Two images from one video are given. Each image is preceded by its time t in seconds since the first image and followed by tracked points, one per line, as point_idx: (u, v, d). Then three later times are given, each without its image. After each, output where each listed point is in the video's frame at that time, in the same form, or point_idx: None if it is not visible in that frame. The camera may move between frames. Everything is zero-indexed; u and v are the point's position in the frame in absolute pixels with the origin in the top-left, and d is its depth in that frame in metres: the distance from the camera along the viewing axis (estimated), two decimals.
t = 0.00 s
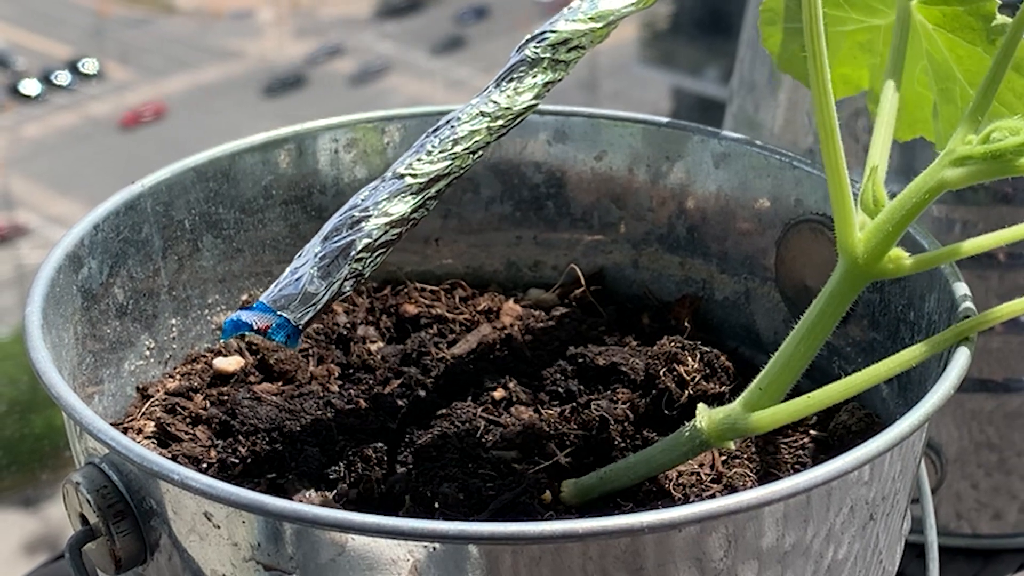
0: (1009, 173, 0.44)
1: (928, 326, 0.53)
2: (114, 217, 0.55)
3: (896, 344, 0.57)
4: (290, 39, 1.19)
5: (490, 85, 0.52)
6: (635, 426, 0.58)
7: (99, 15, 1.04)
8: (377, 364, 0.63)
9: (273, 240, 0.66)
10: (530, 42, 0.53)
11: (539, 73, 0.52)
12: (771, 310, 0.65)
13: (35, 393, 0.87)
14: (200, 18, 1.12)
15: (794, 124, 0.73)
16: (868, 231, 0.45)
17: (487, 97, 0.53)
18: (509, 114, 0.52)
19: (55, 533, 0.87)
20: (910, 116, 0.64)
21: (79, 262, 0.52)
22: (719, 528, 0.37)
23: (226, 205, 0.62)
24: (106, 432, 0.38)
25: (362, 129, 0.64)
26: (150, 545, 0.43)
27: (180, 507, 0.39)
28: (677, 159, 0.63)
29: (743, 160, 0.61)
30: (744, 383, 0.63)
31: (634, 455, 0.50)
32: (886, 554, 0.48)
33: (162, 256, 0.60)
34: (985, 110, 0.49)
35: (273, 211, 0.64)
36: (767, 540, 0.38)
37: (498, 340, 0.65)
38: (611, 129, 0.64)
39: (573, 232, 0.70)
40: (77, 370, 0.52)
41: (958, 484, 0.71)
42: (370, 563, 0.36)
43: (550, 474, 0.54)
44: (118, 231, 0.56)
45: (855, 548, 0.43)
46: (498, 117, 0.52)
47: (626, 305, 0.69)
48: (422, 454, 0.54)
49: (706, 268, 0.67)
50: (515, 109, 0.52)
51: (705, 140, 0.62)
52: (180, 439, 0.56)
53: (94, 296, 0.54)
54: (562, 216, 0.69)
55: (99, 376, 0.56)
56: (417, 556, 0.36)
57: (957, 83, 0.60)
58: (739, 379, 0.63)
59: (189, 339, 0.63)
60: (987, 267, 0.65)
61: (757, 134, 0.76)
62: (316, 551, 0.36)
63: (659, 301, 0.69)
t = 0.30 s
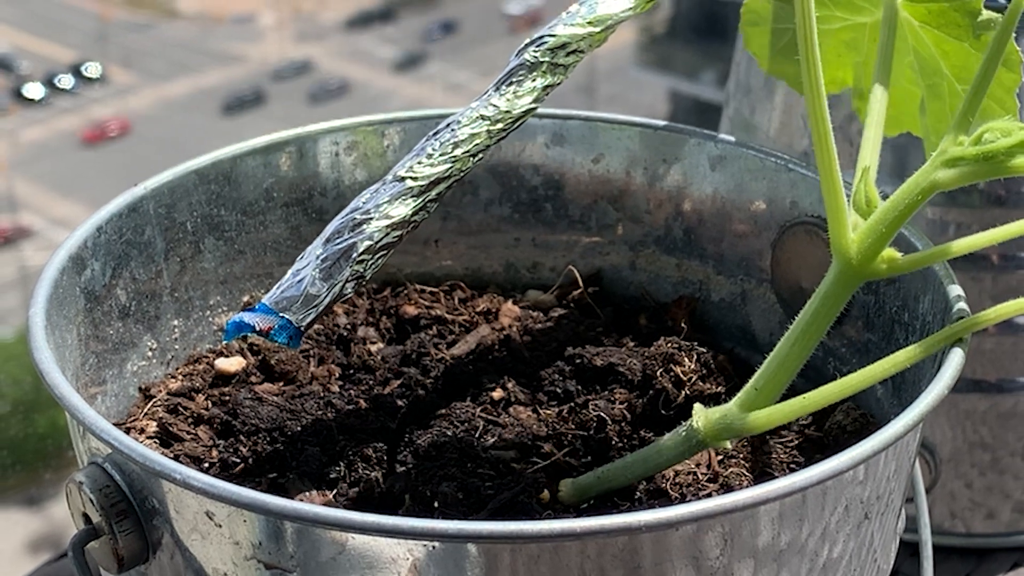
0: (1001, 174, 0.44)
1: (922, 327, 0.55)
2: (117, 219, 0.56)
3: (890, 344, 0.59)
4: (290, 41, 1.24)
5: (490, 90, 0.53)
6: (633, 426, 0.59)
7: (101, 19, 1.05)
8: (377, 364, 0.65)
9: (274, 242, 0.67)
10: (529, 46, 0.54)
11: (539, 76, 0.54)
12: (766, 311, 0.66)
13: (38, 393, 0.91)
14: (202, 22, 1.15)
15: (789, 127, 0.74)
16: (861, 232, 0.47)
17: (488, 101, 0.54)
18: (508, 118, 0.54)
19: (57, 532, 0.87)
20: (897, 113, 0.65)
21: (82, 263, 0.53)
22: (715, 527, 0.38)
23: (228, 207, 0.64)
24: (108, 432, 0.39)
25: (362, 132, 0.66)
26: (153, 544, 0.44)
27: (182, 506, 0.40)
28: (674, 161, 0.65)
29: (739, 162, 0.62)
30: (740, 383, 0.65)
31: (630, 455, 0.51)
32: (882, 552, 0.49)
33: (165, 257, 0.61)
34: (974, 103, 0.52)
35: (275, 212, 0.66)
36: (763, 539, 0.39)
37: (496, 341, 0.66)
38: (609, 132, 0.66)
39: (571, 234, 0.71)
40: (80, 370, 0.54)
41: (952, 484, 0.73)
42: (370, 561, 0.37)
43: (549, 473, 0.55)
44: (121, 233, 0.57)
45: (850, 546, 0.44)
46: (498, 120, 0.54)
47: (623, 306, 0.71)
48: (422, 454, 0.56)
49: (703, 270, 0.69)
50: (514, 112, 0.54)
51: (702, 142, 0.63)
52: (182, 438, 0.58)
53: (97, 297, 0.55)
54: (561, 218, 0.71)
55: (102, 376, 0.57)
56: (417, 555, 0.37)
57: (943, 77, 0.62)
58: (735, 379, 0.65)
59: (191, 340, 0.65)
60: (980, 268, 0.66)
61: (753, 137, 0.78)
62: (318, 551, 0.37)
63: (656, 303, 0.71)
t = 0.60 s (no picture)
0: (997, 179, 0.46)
1: (917, 327, 0.56)
2: (120, 221, 0.58)
3: (885, 344, 0.61)
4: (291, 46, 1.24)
5: (489, 94, 0.55)
6: (630, 426, 0.60)
7: (105, 24, 1.08)
8: (377, 364, 0.66)
9: (275, 244, 0.69)
10: (527, 50, 0.56)
11: (537, 80, 0.56)
12: (762, 312, 0.68)
13: (43, 391, 0.92)
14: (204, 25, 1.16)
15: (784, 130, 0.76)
16: (858, 235, 0.48)
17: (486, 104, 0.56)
18: (507, 121, 0.56)
19: (61, 530, 0.87)
20: (895, 118, 0.67)
21: (85, 265, 0.54)
22: (711, 526, 0.39)
23: (230, 209, 0.65)
24: (111, 432, 0.40)
25: (362, 134, 0.68)
26: (155, 541, 0.45)
27: (184, 505, 0.42)
28: (671, 164, 0.67)
29: (735, 165, 0.64)
30: (735, 383, 0.66)
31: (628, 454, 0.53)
32: (876, 550, 0.51)
33: (167, 258, 0.63)
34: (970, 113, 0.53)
35: (276, 214, 0.68)
36: (759, 537, 0.41)
37: (495, 341, 0.68)
38: (606, 134, 0.68)
39: (569, 235, 0.73)
40: (84, 370, 0.55)
41: (946, 483, 0.74)
42: (371, 559, 0.39)
43: (547, 472, 0.57)
44: (124, 235, 0.59)
45: (845, 544, 0.46)
46: (497, 123, 0.55)
47: (620, 307, 0.73)
48: (422, 452, 0.57)
49: (700, 271, 0.70)
50: (513, 116, 0.56)
51: (698, 145, 0.65)
52: (184, 438, 0.59)
53: (100, 298, 0.57)
54: (559, 219, 0.73)
55: (105, 376, 0.58)
56: (417, 553, 0.38)
57: (941, 85, 0.63)
58: (732, 379, 0.67)
59: (193, 340, 0.67)
60: (974, 270, 0.68)
61: (750, 139, 0.80)
62: (318, 548, 0.39)
63: (654, 303, 0.72)
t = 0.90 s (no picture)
0: (988, 182, 0.47)
1: (910, 329, 0.58)
2: (123, 222, 0.60)
3: (879, 344, 0.62)
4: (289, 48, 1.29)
5: (489, 97, 0.57)
6: (628, 425, 0.62)
7: (107, 26, 1.10)
8: (377, 365, 0.68)
9: (277, 245, 0.71)
10: (526, 54, 0.58)
11: (537, 83, 0.57)
12: (758, 313, 0.70)
13: (46, 391, 0.92)
14: (207, 29, 1.22)
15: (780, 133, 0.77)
16: (854, 237, 0.49)
17: (486, 107, 0.58)
18: (506, 124, 0.57)
19: (65, 528, 0.86)
20: (894, 132, 0.68)
21: (89, 265, 0.56)
22: (709, 523, 0.40)
23: (232, 211, 0.67)
24: (115, 431, 0.41)
25: (362, 137, 0.69)
26: (158, 539, 0.47)
27: (187, 503, 0.43)
28: (668, 166, 0.69)
29: (731, 167, 0.66)
30: (732, 383, 0.68)
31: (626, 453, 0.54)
32: (869, 548, 0.53)
33: (170, 259, 0.65)
34: (969, 112, 0.55)
35: (277, 216, 0.69)
36: (756, 535, 0.42)
37: (494, 342, 0.70)
38: (604, 137, 0.69)
39: (568, 237, 0.75)
40: (87, 370, 0.57)
41: (940, 481, 0.76)
42: (371, 556, 0.40)
43: (545, 470, 0.58)
44: (127, 236, 0.60)
45: (840, 542, 0.48)
46: (497, 125, 0.57)
47: (617, 307, 0.74)
48: (421, 451, 0.59)
49: (697, 272, 0.72)
50: (512, 119, 0.57)
51: (695, 147, 0.66)
52: (187, 437, 0.61)
53: (103, 298, 0.59)
54: (557, 221, 0.74)
55: (108, 375, 0.60)
56: (416, 551, 0.40)
57: (940, 97, 0.65)
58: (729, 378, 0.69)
59: (195, 341, 0.68)
60: (968, 271, 0.69)
61: (745, 142, 0.80)
62: (319, 545, 0.40)
63: (650, 304, 0.74)
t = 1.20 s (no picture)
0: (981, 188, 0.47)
1: (904, 329, 0.57)
2: (126, 224, 0.60)
3: (874, 346, 0.62)
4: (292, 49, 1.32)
5: (486, 100, 0.55)
6: (625, 424, 0.62)
7: (109, 30, 1.08)
8: (378, 365, 0.69)
9: (278, 246, 0.71)
10: (525, 57, 0.56)
11: (534, 87, 0.55)
12: (754, 313, 0.70)
13: (50, 392, 0.90)
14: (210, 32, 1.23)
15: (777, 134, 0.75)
16: (846, 241, 0.49)
17: (485, 110, 0.56)
18: (504, 127, 0.55)
19: (68, 527, 0.83)
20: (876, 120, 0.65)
21: (92, 267, 0.56)
22: (705, 523, 0.40)
23: (233, 213, 0.67)
24: (118, 431, 0.41)
25: (362, 140, 0.69)
26: (161, 538, 0.46)
27: (189, 502, 0.42)
28: (665, 168, 0.69)
29: (728, 170, 0.66)
30: (727, 383, 0.68)
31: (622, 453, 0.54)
32: (865, 547, 0.52)
33: (172, 261, 0.65)
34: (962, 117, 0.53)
35: (278, 218, 0.70)
36: (752, 534, 0.41)
37: (492, 343, 0.71)
38: (601, 139, 0.69)
39: (566, 238, 0.75)
40: (91, 370, 0.57)
41: (934, 480, 0.74)
42: (371, 555, 0.39)
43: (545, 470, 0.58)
44: (130, 238, 0.60)
45: (836, 541, 0.46)
46: (495, 129, 0.55)
47: (615, 308, 0.75)
48: (422, 451, 0.59)
49: (692, 273, 0.72)
50: (510, 122, 0.55)
51: (691, 150, 0.67)
52: (189, 436, 0.61)
53: (107, 299, 0.59)
54: (555, 223, 0.75)
55: (111, 376, 0.61)
56: (416, 549, 0.39)
57: (926, 88, 0.62)
58: (724, 378, 0.69)
59: (197, 341, 0.69)
60: (962, 272, 0.68)
61: (742, 145, 0.79)
62: (320, 544, 0.39)
63: (648, 305, 0.74)
